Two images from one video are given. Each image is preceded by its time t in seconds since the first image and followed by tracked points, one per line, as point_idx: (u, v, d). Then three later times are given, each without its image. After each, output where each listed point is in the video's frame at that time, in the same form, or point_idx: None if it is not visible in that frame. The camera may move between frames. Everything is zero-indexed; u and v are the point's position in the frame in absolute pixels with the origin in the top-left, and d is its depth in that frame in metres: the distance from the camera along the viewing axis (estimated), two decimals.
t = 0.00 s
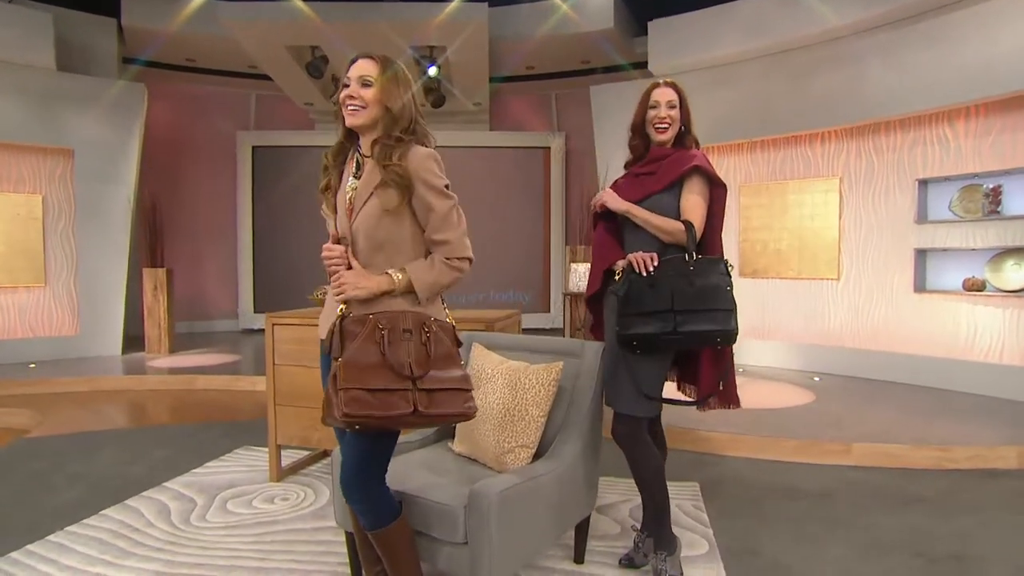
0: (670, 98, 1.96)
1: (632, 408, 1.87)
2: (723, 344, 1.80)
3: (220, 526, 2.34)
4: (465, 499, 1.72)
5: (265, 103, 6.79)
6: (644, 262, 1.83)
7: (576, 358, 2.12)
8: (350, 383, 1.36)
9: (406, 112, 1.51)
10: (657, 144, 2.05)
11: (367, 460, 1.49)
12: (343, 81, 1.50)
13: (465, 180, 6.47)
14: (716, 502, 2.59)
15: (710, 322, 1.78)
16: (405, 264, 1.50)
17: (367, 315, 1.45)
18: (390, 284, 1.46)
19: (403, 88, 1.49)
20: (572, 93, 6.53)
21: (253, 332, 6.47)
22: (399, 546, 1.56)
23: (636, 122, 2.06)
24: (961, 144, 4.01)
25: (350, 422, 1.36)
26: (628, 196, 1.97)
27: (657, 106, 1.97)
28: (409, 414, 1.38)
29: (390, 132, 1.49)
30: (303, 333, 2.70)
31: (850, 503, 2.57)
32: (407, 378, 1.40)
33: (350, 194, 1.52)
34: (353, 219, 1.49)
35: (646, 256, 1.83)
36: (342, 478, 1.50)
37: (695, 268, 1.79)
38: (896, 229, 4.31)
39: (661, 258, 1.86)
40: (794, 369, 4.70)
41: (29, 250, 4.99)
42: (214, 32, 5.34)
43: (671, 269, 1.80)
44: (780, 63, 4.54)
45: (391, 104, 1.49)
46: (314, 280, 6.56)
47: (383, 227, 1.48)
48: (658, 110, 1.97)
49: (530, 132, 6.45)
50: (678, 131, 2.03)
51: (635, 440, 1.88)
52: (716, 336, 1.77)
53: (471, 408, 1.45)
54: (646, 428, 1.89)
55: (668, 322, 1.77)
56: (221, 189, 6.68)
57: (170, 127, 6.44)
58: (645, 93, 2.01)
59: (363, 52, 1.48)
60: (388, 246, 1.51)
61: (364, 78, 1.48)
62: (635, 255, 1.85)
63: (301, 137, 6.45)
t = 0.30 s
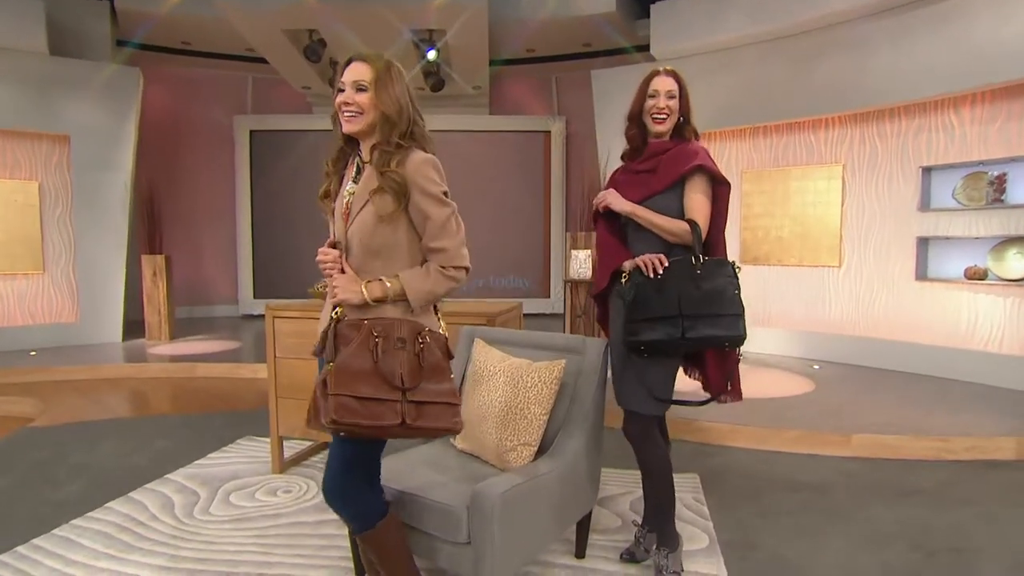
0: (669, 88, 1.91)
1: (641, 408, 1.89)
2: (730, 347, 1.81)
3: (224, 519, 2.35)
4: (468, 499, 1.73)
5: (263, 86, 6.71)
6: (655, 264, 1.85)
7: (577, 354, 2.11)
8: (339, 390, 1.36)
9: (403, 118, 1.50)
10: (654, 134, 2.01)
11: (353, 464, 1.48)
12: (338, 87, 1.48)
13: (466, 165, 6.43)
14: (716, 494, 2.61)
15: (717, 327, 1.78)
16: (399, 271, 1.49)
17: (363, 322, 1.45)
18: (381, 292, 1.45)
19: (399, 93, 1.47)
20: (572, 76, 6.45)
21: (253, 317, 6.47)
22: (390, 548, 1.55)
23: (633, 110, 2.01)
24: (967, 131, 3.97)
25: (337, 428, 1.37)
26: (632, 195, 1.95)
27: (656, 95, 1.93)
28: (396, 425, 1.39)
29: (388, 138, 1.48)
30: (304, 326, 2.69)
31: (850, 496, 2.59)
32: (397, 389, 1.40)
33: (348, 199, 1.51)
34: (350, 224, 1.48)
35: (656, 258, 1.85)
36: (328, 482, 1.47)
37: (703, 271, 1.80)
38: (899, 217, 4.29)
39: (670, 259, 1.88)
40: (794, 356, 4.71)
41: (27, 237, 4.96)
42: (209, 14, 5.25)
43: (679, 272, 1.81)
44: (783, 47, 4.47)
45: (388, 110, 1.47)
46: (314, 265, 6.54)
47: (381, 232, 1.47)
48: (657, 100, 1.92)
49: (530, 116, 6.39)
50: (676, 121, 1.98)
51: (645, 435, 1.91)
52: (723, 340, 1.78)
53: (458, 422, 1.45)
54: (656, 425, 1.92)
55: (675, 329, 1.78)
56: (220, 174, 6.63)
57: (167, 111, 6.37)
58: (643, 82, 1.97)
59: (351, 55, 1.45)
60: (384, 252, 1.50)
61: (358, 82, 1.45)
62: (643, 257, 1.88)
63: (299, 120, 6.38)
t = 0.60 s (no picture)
0: (670, 86, 1.88)
1: (647, 411, 1.89)
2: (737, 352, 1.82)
3: (227, 514, 2.37)
4: (471, 501, 1.73)
5: (259, 71, 6.64)
6: (661, 268, 1.86)
7: (580, 353, 2.11)
8: (325, 380, 1.32)
9: (409, 106, 1.42)
10: (655, 133, 1.98)
11: (386, 465, 1.46)
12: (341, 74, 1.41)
13: (465, 150, 6.38)
14: (716, 489, 2.63)
15: (725, 333, 1.79)
16: (398, 263, 1.42)
17: (356, 310, 1.39)
18: (375, 280, 1.38)
19: (404, 81, 1.39)
20: (573, 60, 6.39)
21: (253, 304, 6.47)
22: (411, 545, 1.54)
23: (632, 109, 1.98)
24: (971, 120, 3.94)
25: (322, 419, 1.32)
26: (636, 196, 1.94)
27: (656, 94, 1.89)
28: (385, 414, 1.33)
29: (392, 127, 1.40)
30: (304, 321, 2.69)
31: (849, 491, 2.61)
32: (388, 378, 1.34)
33: (347, 188, 1.44)
34: (347, 214, 1.42)
35: (660, 261, 1.86)
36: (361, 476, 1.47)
37: (710, 276, 1.81)
38: (901, 206, 4.28)
39: (675, 262, 1.89)
40: (794, 345, 4.72)
41: (24, 226, 4.93)
42: None
43: (686, 278, 1.83)
44: (787, 33, 4.41)
45: (392, 99, 1.39)
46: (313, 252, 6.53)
47: (378, 223, 1.40)
48: (657, 99, 1.89)
49: (530, 101, 6.33)
50: (677, 119, 1.96)
51: (651, 435, 1.92)
52: (730, 346, 1.78)
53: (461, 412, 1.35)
54: (662, 425, 1.92)
55: (683, 335, 1.79)
56: (218, 160, 6.58)
57: (163, 95, 6.29)
58: (643, 78, 1.93)
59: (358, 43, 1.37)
60: (382, 242, 1.42)
61: (364, 74, 1.37)
62: (650, 260, 1.88)
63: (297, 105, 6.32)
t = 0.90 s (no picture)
0: (675, 86, 1.85)
1: (647, 412, 1.90)
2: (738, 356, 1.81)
3: (231, 512, 2.38)
4: (474, 506, 1.75)
5: (256, 58, 6.57)
6: (663, 270, 1.85)
7: (581, 354, 2.11)
8: (324, 398, 1.35)
9: (418, 118, 1.44)
10: (660, 133, 1.96)
11: (408, 472, 1.53)
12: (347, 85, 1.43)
13: (464, 139, 6.34)
14: (716, 485, 2.65)
15: (726, 338, 1.78)
16: (405, 272, 1.45)
17: (357, 324, 1.42)
18: (375, 294, 1.42)
19: (412, 95, 1.41)
20: (574, 47, 6.33)
21: (252, 294, 6.46)
22: (427, 543, 1.63)
23: (637, 110, 1.96)
24: (975, 111, 3.91)
25: (322, 436, 1.36)
26: (640, 197, 1.93)
27: (661, 94, 1.87)
28: (383, 431, 1.35)
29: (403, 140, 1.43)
30: (305, 318, 2.69)
31: (847, 487, 2.64)
32: (387, 394, 1.36)
33: (357, 198, 1.48)
34: (357, 224, 1.45)
35: (664, 264, 1.86)
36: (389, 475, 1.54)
37: (713, 281, 1.81)
38: (902, 198, 4.27)
39: (679, 265, 1.88)
40: (794, 336, 4.73)
41: (21, 217, 4.90)
42: None
43: (688, 281, 1.82)
44: (790, 21, 4.36)
45: (401, 113, 1.41)
46: (311, 241, 6.51)
47: (387, 234, 1.43)
48: (662, 99, 1.86)
49: (530, 89, 6.28)
50: (683, 119, 1.93)
51: (651, 438, 1.92)
52: (731, 351, 1.78)
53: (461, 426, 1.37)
54: (662, 428, 1.92)
55: (684, 339, 1.79)
56: (215, 149, 6.53)
57: (158, 83, 6.22)
58: (648, 78, 1.90)
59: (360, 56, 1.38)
60: (391, 252, 1.45)
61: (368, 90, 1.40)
62: (652, 262, 1.88)
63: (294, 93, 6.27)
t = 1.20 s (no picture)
0: (681, 92, 1.85)
1: (644, 417, 1.90)
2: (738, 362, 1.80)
3: (233, 512, 2.38)
4: (477, 513, 1.77)
5: (252, 47, 6.50)
6: (665, 272, 1.84)
7: (583, 356, 2.12)
8: (338, 414, 1.37)
9: (427, 130, 1.47)
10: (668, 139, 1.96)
11: (418, 484, 1.55)
12: (354, 98, 1.46)
13: (463, 128, 6.30)
14: (716, 483, 2.67)
15: (725, 342, 1.76)
16: (418, 284, 1.47)
17: (367, 337, 1.43)
18: (386, 307, 1.44)
19: (420, 107, 1.44)
20: (573, 36, 6.28)
21: (250, 285, 6.45)
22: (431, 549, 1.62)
23: (645, 115, 1.97)
24: (977, 104, 3.89)
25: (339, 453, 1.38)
26: (644, 197, 1.92)
27: (667, 100, 1.86)
28: (398, 446, 1.38)
29: (413, 151, 1.45)
30: (304, 317, 2.68)
31: (846, 484, 2.67)
32: (401, 409, 1.39)
33: (367, 208, 1.50)
34: (368, 235, 1.47)
35: (665, 266, 1.85)
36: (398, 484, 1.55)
37: (714, 284, 1.79)
38: (903, 191, 4.26)
39: (679, 267, 1.88)
40: (793, 329, 4.74)
41: (17, 209, 4.87)
42: None
43: (689, 283, 1.82)
44: (792, 12, 4.32)
45: (410, 125, 1.44)
46: (310, 232, 6.48)
47: (399, 245, 1.45)
48: (668, 105, 1.86)
49: (529, 78, 6.24)
50: (691, 124, 1.93)
51: (648, 443, 1.93)
52: (730, 356, 1.76)
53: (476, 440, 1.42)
54: (659, 434, 1.93)
55: (682, 342, 1.78)
56: (212, 139, 6.48)
57: (153, 72, 6.16)
58: (655, 83, 1.90)
59: (363, 69, 1.41)
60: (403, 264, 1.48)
61: (370, 101, 1.43)
62: (653, 263, 1.87)
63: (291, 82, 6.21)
